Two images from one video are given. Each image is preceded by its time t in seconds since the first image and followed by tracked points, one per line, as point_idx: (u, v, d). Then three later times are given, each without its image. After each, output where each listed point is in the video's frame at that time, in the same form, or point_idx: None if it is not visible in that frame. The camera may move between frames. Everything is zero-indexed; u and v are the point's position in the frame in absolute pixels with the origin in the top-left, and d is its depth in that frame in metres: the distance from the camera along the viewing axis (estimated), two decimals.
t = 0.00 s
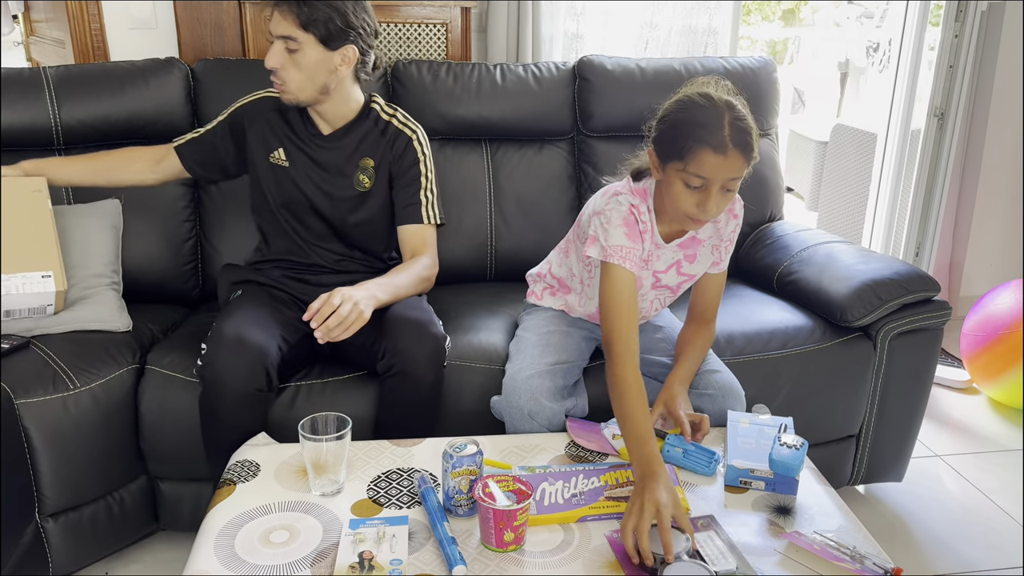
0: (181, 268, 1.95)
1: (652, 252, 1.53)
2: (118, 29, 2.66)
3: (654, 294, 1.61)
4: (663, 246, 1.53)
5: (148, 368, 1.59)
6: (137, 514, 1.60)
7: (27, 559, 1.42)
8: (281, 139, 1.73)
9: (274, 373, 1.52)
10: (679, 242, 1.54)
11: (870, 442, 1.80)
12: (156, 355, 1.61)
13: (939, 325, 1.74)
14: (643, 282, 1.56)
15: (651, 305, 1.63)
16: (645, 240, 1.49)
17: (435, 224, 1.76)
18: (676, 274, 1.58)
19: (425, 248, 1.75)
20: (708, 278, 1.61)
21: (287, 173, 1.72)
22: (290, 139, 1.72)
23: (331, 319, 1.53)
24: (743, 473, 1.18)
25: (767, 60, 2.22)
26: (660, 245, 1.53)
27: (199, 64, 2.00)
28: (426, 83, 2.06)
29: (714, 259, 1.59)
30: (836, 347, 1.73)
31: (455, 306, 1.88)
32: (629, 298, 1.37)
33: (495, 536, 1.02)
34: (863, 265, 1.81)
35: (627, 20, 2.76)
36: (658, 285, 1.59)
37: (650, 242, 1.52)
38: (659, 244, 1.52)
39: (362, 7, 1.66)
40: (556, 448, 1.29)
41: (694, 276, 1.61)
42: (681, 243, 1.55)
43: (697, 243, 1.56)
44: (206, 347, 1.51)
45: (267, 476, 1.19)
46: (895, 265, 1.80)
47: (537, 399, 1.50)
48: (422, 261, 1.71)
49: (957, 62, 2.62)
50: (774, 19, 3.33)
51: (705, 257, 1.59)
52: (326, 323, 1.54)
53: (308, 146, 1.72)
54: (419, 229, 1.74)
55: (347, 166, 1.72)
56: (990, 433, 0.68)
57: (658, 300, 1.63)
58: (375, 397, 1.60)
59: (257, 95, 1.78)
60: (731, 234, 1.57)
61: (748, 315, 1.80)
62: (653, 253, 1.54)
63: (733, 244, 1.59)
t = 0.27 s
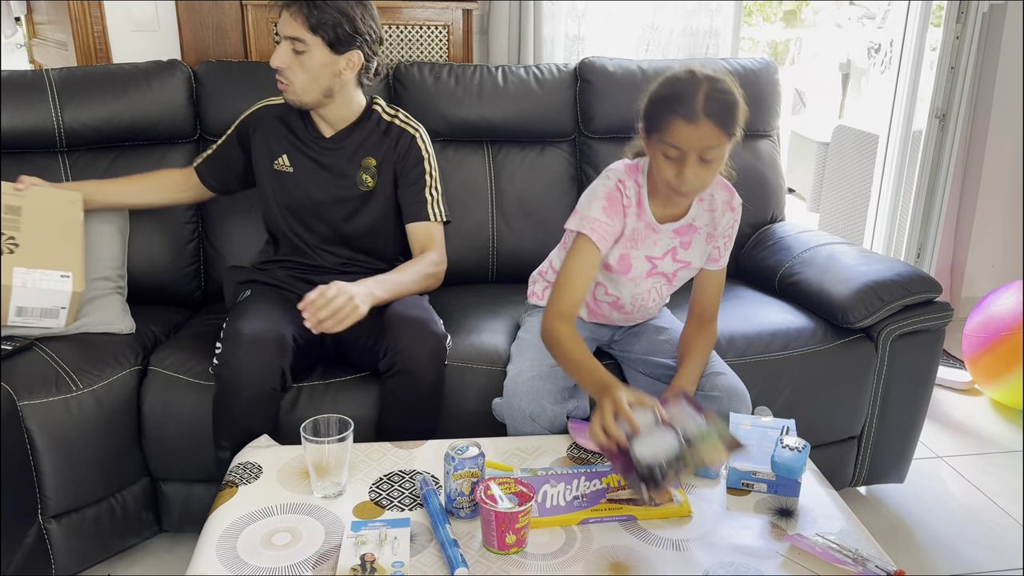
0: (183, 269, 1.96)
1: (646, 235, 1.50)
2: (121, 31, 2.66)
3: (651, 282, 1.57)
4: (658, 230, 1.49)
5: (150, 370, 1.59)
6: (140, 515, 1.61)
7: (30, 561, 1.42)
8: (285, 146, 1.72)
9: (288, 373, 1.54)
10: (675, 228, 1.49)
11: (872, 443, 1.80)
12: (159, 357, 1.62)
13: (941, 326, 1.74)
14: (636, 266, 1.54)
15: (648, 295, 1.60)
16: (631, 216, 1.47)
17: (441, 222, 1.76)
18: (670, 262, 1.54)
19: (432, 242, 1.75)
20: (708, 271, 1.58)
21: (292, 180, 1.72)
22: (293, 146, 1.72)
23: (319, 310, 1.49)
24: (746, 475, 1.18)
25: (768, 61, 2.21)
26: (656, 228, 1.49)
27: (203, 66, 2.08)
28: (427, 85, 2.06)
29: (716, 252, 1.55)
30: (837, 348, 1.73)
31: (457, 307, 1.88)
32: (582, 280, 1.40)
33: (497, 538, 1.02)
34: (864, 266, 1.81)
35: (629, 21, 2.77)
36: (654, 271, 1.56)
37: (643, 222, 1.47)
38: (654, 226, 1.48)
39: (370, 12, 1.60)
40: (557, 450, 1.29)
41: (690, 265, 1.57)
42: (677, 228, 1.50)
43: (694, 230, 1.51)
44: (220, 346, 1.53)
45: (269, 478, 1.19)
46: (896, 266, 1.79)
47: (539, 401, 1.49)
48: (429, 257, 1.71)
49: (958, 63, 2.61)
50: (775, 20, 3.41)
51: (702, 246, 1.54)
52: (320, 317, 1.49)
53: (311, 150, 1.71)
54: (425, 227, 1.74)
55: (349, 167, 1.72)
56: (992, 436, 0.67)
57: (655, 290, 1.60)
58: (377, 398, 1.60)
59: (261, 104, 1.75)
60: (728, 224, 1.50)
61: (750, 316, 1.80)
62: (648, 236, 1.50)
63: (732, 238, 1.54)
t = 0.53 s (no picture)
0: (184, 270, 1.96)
1: (616, 207, 1.69)
2: (122, 32, 2.66)
3: (624, 257, 1.70)
4: (627, 202, 1.69)
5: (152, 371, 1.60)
6: (141, 516, 1.61)
7: (31, 562, 1.42)
8: (270, 158, 1.73)
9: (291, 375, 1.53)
10: (643, 203, 1.69)
11: (873, 444, 1.80)
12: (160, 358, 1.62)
13: (942, 326, 1.73)
14: (608, 237, 1.70)
15: (624, 271, 1.71)
16: (598, 186, 1.70)
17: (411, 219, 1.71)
18: (643, 237, 1.70)
19: (403, 242, 1.70)
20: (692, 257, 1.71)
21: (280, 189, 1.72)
22: (278, 156, 1.73)
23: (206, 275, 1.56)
24: (747, 476, 1.18)
25: (769, 62, 2.21)
26: (625, 200, 1.69)
27: (203, 68, 2.01)
28: (428, 86, 2.06)
29: (694, 235, 1.69)
30: (838, 349, 1.73)
31: (458, 308, 1.88)
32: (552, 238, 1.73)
33: (498, 539, 1.02)
34: (865, 267, 1.81)
35: (629, 23, 2.77)
36: (628, 247, 1.70)
37: (609, 194, 1.70)
38: (621, 198, 1.69)
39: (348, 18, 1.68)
40: (558, 451, 1.29)
41: (663, 245, 1.70)
42: (647, 205, 1.69)
43: (663, 208, 1.69)
44: (223, 347, 1.51)
45: (269, 479, 1.19)
46: (898, 267, 1.79)
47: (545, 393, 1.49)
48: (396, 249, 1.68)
49: (960, 64, 2.61)
50: (776, 21, 3.42)
51: (674, 226, 1.71)
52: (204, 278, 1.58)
53: (294, 156, 1.71)
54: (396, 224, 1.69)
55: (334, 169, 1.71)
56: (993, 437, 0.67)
57: (631, 267, 1.71)
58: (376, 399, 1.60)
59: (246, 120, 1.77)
60: (696, 203, 1.68)
61: (751, 318, 1.80)
62: (617, 208, 1.70)
63: (707, 219, 1.68)
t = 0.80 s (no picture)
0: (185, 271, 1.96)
1: (594, 193, 1.75)
2: (123, 34, 2.67)
3: (603, 243, 1.75)
4: (605, 188, 1.75)
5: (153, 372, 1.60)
6: (143, 517, 1.61)
7: (33, 563, 1.42)
8: (251, 167, 1.72)
9: (276, 375, 1.53)
10: (620, 189, 1.75)
11: (875, 445, 1.80)
12: (161, 359, 1.62)
13: (944, 327, 1.73)
14: (589, 224, 1.75)
15: (607, 256, 1.75)
16: (576, 173, 1.76)
17: (403, 212, 1.74)
18: (620, 224, 1.76)
19: (403, 234, 1.74)
20: (670, 241, 1.79)
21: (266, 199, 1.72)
22: (259, 164, 1.72)
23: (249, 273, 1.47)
24: (749, 477, 1.18)
25: (770, 63, 2.21)
26: (601, 186, 1.75)
27: (205, 69, 2.01)
28: (429, 87, 2.06)
29: (672, 221, 1.77)
30: (840, 350, 1.72)
31: (458, 309, 1.88)
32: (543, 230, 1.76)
33: (499, 540, 1.02)
34: (867, 268, 1.81)
35: (630, 24, 2.77)
36: (606, 232, 1.76)
37: (587, 180, 1.76)
38: (599, 184, 1.75)
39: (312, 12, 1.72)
40: (559, 452, 1.29)
41: (642, 230, 1.77)
42: (623, 192, 1.76)
43: (639, 194, 1.76)
44: (207, 349, 1.53)
45: (271, 481, 1.19)
46: (899, 268, 1.79)
47: (545, 389, 1.50)
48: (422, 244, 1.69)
49: (961, 65, 2.61)
50: (777, 22, 3.41)
51: (651, 212, 1.77)
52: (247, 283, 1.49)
53: (276, 162, 1.71)
54: (390, 217, 1.72)
55: (316, 171, 1.71)
56: (995, 438, 0.67)
57: (611, 253, 1.76)
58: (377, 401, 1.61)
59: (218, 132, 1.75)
60: (670, 189, 1.76)
61: (752, 318, 1.80)
62: (596, 195, 1.76)
63: (684, 205, 1.76)
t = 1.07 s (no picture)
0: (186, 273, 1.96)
1: (586, 193, 1.76)
2: (124, 35, 2.67)
3: (595, 242, 1.76)
4: (596, 189, 1.76)
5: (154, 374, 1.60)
6: (144, 519, 1.61)
7: (35, 565, 1.42)
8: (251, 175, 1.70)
9: (278, 378, 1.53)
10: (611, 189, 1.76)
11: (877, 446, 1.80)
12: (163, 361, 1.62)
13: (946, 328, 1.73)
14: (580, 223, 1.76)
15: (599, 255, 1.77)
16: (567, 172, 1.77)
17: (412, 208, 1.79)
18: (612, 223, 1.77)
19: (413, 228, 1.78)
20: (662, 239, 1.80)
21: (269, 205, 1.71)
22: (259, 172, 1.70)
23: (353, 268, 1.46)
24: (750, 478, 1.18)
25: (771, 64, 2.21)
26: (593, 186, 1.76)
27: (206, 70, 2.01)
28: (430, 88, 2.06)
29: (666, 220, 1.78)
30: (842, 351, 1.72)
31: (459, 310, 1.88)
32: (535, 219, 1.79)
33: (501, 542, 1.02)
34: (868, 269, 1.81)
35: (632, 25, 2.77)
36: (598, 231, 1.77)
37: (578, 180, 1.77)
38: (590, 184, 1.76)
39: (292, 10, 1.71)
40: (560, 453, 1.29)
41: (633, 229, 1.78)
42: (615, 191, 1.77)
43: (631, 194, 1.77)
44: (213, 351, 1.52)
45: (272, 482, 1.19)
46: (900, 268, 1.79)
47: (548, 385, 1.50)
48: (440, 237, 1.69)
49: (963, 65, 2.62)
50: (779, 23, 3.40)
51: (642, 212, 1.78)
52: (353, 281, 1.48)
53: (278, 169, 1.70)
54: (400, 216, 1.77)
55: (320, 175, 1.71)
56: (996, 439, 0.67)
57: (603, 252, 1.77)
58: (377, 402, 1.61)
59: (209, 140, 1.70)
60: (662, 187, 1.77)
61: (753, 319, 1.80)
62: (587, 195, 1.77)
63: (678, 205, 1.76)
